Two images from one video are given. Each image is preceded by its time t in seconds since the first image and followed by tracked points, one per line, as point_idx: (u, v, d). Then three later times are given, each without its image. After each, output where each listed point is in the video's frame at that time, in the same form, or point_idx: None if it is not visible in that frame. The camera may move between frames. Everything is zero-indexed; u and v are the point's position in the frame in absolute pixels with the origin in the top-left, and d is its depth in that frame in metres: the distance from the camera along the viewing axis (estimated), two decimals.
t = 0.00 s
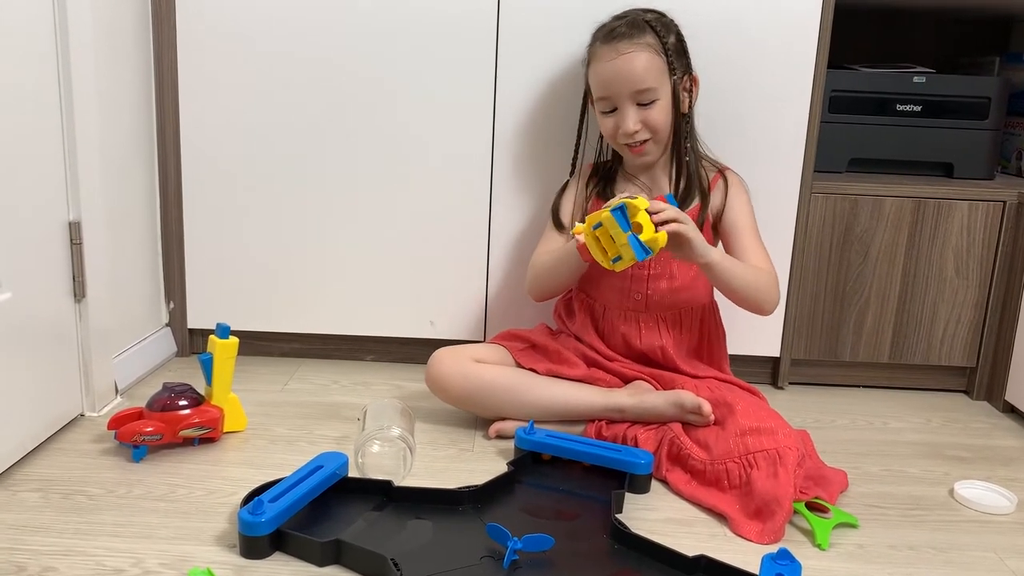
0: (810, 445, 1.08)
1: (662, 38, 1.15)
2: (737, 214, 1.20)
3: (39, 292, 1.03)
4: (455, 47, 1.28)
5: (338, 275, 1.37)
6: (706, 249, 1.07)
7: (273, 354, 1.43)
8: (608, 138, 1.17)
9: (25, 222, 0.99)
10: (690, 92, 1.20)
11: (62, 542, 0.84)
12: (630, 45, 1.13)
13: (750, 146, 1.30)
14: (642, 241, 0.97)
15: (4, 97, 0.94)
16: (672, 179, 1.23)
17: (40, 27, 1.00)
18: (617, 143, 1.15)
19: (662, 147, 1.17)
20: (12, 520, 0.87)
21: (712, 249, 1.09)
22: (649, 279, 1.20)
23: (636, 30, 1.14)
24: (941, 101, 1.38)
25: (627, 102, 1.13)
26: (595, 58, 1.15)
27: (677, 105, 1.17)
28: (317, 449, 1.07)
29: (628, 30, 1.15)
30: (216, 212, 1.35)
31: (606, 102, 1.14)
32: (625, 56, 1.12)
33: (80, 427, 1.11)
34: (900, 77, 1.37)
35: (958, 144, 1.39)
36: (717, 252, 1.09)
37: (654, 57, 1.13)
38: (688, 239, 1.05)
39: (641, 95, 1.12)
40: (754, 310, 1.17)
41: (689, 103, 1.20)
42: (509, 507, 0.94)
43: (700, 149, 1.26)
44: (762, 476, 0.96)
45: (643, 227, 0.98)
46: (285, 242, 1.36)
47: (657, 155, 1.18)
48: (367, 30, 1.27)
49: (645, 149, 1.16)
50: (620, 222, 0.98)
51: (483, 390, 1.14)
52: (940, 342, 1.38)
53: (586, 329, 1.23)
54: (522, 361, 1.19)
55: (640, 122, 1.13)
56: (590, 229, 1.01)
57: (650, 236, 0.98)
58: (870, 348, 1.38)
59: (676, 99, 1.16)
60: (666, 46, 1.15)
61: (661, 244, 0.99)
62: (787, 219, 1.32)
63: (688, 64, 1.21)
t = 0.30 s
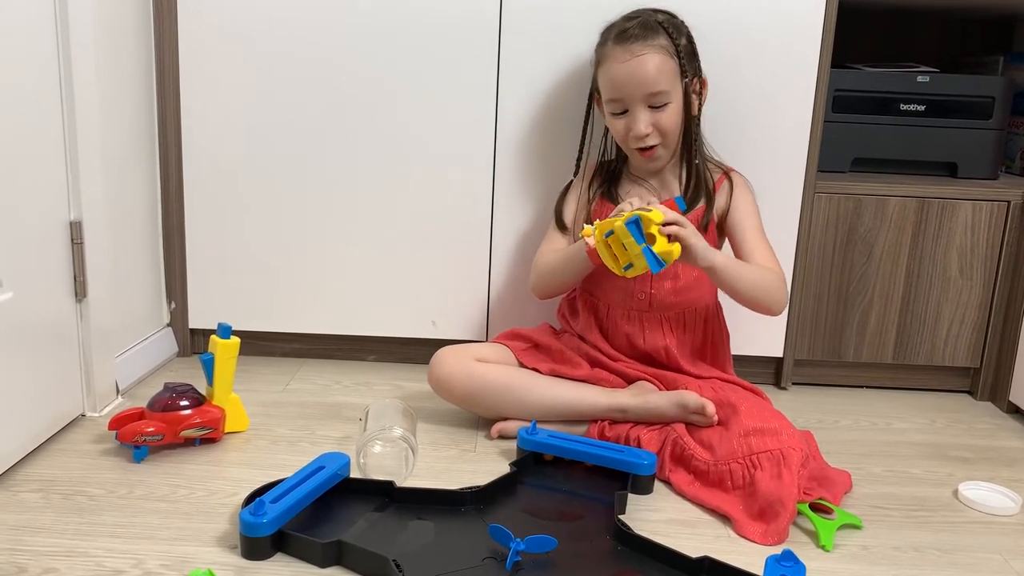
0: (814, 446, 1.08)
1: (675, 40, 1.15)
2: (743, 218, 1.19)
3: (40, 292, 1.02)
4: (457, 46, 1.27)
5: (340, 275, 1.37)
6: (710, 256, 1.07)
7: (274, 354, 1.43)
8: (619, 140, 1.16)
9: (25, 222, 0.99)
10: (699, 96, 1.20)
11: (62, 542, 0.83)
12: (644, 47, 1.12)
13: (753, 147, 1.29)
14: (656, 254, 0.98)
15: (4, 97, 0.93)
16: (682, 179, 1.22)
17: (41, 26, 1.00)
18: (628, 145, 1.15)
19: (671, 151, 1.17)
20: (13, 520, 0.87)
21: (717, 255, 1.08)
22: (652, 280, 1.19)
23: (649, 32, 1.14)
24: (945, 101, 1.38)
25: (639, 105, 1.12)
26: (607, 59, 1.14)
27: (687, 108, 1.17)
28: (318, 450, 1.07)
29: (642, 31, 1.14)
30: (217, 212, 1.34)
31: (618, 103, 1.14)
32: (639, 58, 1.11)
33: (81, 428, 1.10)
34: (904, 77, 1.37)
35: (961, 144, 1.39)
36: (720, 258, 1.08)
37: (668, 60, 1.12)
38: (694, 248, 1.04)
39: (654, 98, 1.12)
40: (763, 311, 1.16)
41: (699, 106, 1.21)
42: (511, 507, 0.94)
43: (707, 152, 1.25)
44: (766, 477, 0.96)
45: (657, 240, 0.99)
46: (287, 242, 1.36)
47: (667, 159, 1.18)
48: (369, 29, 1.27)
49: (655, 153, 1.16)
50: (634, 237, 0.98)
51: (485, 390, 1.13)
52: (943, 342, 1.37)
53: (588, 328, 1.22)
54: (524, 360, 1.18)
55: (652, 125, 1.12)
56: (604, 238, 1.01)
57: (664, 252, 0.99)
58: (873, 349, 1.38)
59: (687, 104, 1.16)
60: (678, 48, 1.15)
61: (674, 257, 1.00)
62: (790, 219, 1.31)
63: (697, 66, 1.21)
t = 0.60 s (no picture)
0: (814, 446, 1.07)
1: (686, 45, 1.14)
2: (742, 223, 1.19)
3: (39, 292, 1.02)
4: (456, 46, 1.27)
5: (339, 274, 1.37)
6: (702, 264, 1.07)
7: (273, 354, 1.43)
8: (625, 143, 1.16)
9: (25, 222, 0.99)
10: (707, 98, 1.20)
11: (60, 542, 0.83)
12: (656, 52, 1.11)
13: (753, 147, 1.29)
14: (682, 272, 0.97)
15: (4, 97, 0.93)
16: (685, 180, 1.22)
17: (40, 26, 1.00)
18: (634, 149, 1.15)
19: (677, 154, 1.18)
20: (11, 521, 0.87)
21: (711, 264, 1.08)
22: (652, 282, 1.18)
23: (662, 36, 1.13)
24: (945, 101, 1.38)
25: (649, 110, 1.12)
26: (617, 62, 1.13)
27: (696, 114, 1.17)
28: (317, 450, 1.07)
29: (654, 35, 1.13)
30: (216, 212, 1.34)
31: (627, 107, 1.13)
32: (650, 64, 1.11)
33: (80, 428, 1.10)
34: (904, 76, 1.36)
35: (961, 144, 1.38)
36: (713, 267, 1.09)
37: (679, 65, 1.12)
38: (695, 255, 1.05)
39: (663, 104, 1.12)
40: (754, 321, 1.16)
41: (706, 109, 1.21)
42: (510, 508, 0.93)
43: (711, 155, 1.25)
44: (765, 477, 0.95)
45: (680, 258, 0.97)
46: (286, 242, 1.36)
47: (671, 161, 1.19)
48: (368, 29, 1.27)
49: (660, 156, 1.16)
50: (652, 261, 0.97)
51: (484, 388, 1.13)
52: (943, 342, 1.37)
53: (588, 328, 1.22)
54: (524, 359, 1.18)
55: (660, 130, 1.12)
56: (624, 261, 1.00)
57: (687, 269, 0.97)
58: (874, 349, 1.38)
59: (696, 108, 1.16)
60: (690, 52, 1.14)
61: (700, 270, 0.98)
62: (790, 219, 1.31)
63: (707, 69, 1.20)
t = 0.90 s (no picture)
0: (811, 445, 1.07)
1: (689, 44, 1.14)
2: (740, 225, 1.19)
3: (36, 292, 1.02)
4: (454, 45, 1.27)
5: (337, 273, 1.37)
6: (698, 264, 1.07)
7: (270, 354, 1.43)
8: (625, 140, 1.16)
9: (21, 220, 0.99)
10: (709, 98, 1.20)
11: (55, 541, 0.83)
12: (658, 50, 1.11)
13: (751, 146, 1.29)
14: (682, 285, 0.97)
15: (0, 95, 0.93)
16: (684, 180, 1.22)
17: (36, 25, 1.00)
18: (633, 146, 1.15)
19: (676, 154, 1.17)
20: (6, 519, 0.87)
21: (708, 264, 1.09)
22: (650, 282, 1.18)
23: (666, 35, 1.13)
24: (943, 100, 1.38)
25: (649, 108, 1.12)
26: (620, 59, 1.13)
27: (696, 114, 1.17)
28: (314, 449, 1.07)
29: (658, 33, 1.13)
30: (214, 211, 1.34)
31: (628, 104, 1.13)
32: (652, 62, 1.10)
33: (76, 427, 1.10)
34: (902, 75, 1.36)
35: (960, 143, 1.38)
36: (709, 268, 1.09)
37: (682, 64, 1.12)
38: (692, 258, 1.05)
39: (664, 103, 1.11)
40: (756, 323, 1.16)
41: (707, 109, 1.20)
42: (506, 507, 0.93)
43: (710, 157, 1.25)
44: (761, 476, 0.95)
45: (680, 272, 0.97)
46: (284, 241, 1.36)
47: (670, 160, 1.18)
48: (365, 28, 1.27)
49: (659, 154, 1.16)
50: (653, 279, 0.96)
51: (482, 386, 1.13)
52: (941, 341, 1.37)
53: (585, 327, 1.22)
54: (521, 357, 1.18)
55: (661, 129, 1.12)
56: (622, 273, 1.00)
57: (687, 282, 0.98)
58: (872, 348, 1.37)
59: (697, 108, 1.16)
60: (693, 52, 1.14)
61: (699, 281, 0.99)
62: (788, 219, 1.31)
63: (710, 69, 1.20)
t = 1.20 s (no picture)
0: (808, 446, 1.07)
1: (687, 46, 1.14)
2: (738, 228, 1.19)
3: (32, 292, 1.02)
4: (451, 44, 1.27)
5: (334, 274, 1.37)
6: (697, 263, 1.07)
7: (267, 354, 1.43)
8: (622, 142, 1.16)
9: (17, 221, 0.99)
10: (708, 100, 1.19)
11: (50, 542, 0.83)
12: (655, 52, 1.11)
13: (748, 145, 1.29)
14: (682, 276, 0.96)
15: None
16: (683, 182, 1.22)
17: (30, 24, 0.99)
18: (631, 148, 1.15)
19: (674, 155, 1.17)
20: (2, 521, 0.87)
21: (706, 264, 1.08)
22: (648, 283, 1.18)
23: (663, 36, 1.13)
24: (941, 100, 1.37)
25: (647, 110, 1.12)
26: (617, 61, 1.13)
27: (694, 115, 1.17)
28: (310, 449, 1.07)
29: (655, 34, 1.13)
30: (211, 210, 1.34)
31: (625, 106, 1.13)
32: (649, 64, 1.10)
33: (72, 427, 1.10)
34: (900, 75, 1.36)
35: (957, 143, 1.38)
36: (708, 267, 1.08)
37: (679, 66, 1.11)
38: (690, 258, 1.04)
39: (661, 105, 1.11)
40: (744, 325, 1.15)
41: (707, 111, 1.20)
42: (503, 507, 0.93)
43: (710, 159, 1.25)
44: (758, 476, 0.95)
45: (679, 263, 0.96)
46: (281, 241, 1.35)
47: (668, 161, 1.18)
48: (362, 27, 1.26)
49: (657, 156, 1.16)
50: (652, 268, 0.96)
51: (480, 386, 1.13)
52: (939, 341, 1.36)
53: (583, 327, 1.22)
54: (519, 357, 1.18)
55: (658, 131, 1.12)
56: (620, 269, 1.00)
57: (686, 272, 0.97)
58: (870, 348, 1.37)
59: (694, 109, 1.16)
60: (690, 53, 1.14)
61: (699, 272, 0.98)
62: (785, 219, 1.31)
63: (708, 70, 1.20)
